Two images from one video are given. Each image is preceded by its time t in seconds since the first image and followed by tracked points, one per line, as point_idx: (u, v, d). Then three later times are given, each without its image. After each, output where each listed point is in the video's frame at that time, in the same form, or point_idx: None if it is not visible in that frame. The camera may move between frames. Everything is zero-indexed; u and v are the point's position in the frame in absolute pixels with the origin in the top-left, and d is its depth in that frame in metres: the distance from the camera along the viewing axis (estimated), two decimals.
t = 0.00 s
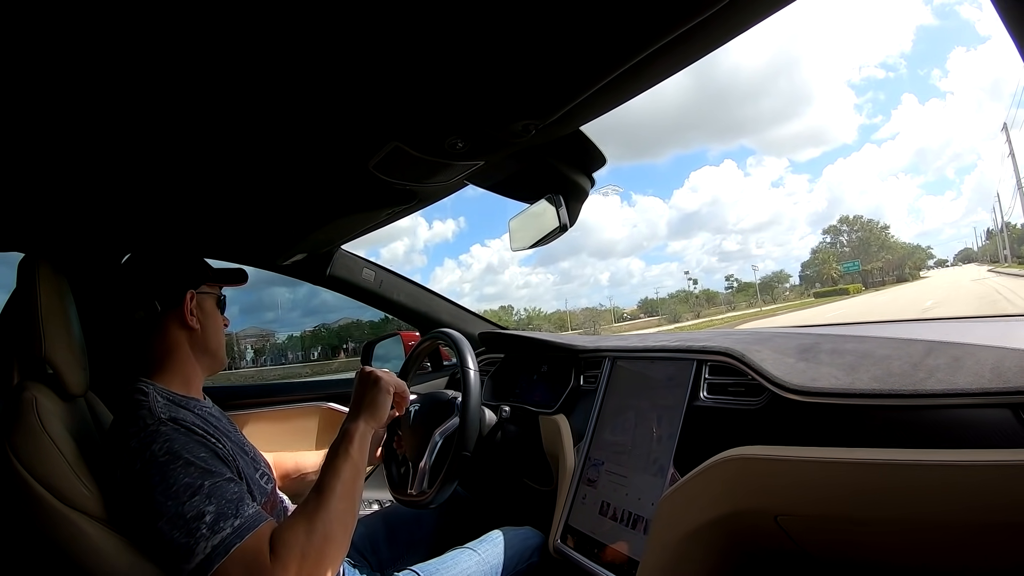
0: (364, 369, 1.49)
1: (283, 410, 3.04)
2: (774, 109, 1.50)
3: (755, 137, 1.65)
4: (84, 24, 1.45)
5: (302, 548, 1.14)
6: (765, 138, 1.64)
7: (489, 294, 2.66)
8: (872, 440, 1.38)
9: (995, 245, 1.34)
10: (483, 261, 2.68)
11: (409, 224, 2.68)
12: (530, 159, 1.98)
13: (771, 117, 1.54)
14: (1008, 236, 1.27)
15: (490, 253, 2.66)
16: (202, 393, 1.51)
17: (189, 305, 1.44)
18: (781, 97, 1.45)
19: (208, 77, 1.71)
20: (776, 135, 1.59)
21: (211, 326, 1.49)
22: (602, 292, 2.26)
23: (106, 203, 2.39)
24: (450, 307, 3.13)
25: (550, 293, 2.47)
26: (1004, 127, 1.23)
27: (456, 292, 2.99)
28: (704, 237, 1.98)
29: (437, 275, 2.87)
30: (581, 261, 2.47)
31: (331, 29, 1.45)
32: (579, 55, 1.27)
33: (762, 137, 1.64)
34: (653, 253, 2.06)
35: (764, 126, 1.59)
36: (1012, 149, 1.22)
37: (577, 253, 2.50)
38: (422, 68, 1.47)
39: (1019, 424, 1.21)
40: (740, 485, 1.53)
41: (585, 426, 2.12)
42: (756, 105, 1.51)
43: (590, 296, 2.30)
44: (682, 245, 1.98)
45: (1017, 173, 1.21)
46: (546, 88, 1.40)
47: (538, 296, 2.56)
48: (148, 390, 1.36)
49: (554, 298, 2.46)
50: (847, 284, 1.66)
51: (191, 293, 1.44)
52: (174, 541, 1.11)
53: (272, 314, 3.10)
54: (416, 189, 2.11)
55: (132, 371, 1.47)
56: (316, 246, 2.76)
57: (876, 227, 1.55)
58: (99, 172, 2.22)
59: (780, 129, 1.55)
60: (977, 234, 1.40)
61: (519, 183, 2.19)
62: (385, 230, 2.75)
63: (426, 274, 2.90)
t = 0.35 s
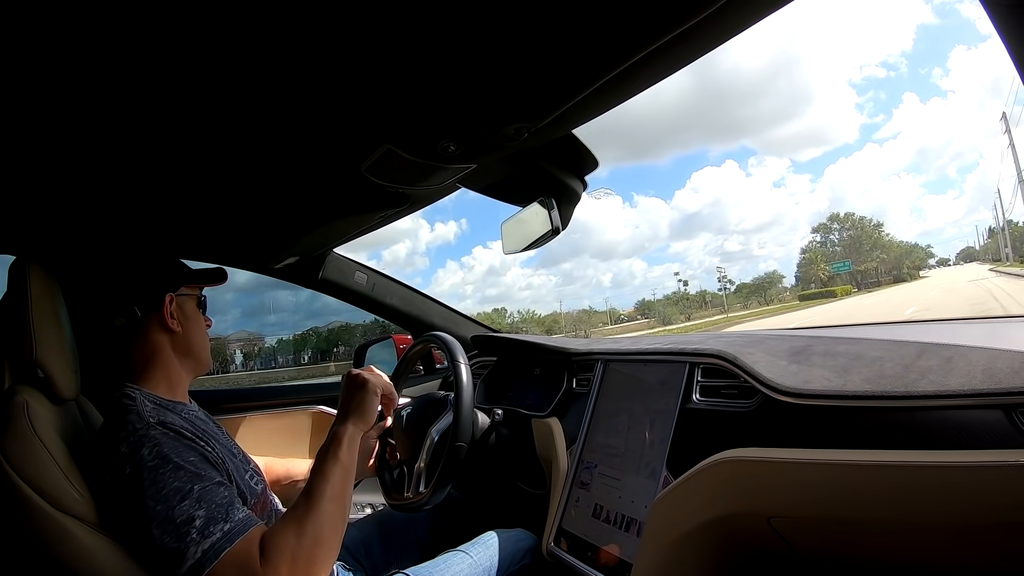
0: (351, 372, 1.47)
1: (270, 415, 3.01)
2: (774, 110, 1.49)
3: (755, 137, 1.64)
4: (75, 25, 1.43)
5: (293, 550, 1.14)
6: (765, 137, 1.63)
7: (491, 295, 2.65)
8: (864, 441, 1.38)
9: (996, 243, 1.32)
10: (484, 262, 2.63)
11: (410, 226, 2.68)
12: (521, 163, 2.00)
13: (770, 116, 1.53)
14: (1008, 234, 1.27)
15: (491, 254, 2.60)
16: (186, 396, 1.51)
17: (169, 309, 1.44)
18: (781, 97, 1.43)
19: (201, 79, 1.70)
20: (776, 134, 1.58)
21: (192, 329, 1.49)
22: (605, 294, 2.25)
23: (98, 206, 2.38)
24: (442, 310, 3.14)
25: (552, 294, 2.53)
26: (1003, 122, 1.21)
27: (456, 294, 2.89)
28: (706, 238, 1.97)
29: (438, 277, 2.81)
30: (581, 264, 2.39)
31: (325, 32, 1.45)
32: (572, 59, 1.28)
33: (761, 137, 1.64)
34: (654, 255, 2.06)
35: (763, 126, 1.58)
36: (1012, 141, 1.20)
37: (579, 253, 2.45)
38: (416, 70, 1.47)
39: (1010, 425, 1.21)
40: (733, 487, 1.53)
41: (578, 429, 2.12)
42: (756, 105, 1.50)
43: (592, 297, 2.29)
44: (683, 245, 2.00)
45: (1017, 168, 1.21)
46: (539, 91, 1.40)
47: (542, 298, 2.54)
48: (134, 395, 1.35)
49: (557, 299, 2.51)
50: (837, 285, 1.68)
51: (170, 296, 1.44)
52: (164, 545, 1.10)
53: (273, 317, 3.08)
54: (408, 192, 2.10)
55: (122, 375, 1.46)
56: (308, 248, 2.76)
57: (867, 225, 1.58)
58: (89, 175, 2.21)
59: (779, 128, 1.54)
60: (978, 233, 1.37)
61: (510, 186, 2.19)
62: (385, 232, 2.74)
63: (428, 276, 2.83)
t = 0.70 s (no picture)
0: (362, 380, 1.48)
1: (260, 417, 3.01)
2: (781, 110, 1.46)
3: (761, 137, 1.59)
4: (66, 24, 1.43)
5: (290, 553, 1.14)
6: (772, 138, 1.58)
7: (498, 295, 2.76)
8: (854, 442, 1.38)
9: (1005, 241, 1.26)
10: (492, 264, 2.71)
11: (416, 226, 2.68)
12: (512, 164, 2.00)
13: (776, 116, 1.50)
14: (1016, 231, 1.20)
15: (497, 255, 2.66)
16: (178, 396, 1.51)
17: (149, 311, 1.41)
18: (787, 96, 1.40)
19: (193, 79, 1.70)
20: (781, 134, 1.55)
21: (178, 329, 1.46)
22: (617, 293, 2.23)
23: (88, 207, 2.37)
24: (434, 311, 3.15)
25: (559, 294, 2.52)
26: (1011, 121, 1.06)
27: (461, 296, 2.86)
28: (713, 237, 1.96)
29: (444, 277, 2.83)
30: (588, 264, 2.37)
31: (317, 32, 1.45)
32: (565, 60, 1.28)
33: (767, 137, 1.60)
34: (661, 254, 2.05)
35: (772, 125, 1.54)
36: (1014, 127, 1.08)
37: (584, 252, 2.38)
38: (409, 71, 1.47)
39: (1001, 425, 1.22)
40: (724, 489, 1.53)
41: (570, 430, 2.12)
42: (750, 106, 1.50)
43: (597, 298, 2.29)
44: (689, 245, 1.99)
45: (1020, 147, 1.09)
46: (532, 92, 1.40)
47: (547, 298, 2.55)
48: (125, 398, 1.35)
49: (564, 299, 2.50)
50: (832, 284, 1.67)
51: (151, 298, 1.41)
52: (156, 548, 1.10)
53: (282, 317, 3.07)
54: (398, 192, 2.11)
55: (112, 377, 1.45)
56: (299, 249, 2.76)
57: (864, 221, 1.55)
58: (78, 176, 2.20)
59: (786, 128, 1.51)
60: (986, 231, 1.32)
61: (503, 188, 2.20)
62: (388, 234, 2.77)
63: (435, 277, 2.86)
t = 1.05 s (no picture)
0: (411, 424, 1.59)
1: (262, 417, 2.92)
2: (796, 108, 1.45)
3: (777, 133, 1.60)
4: (61, 22, 1.42)
5: (309, 550, 1.17)
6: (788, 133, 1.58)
7: (514, 294, 2.67)
8: (849, 443, 1.39)
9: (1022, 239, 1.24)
10: (507, 263, 2.71)
11: (433, 224, 2.68)
12: (508, 166, 2.01)
13: (791, 112, 1.48)
14: None
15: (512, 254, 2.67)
16: (174, 397, 1.51)
17: (148, 310, 1.40)
18: (802, 92, 1.38)
19: (190, 78, 1.69)
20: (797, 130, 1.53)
21: (178, 329, 1.46)
22: (632, 292, 2.11)
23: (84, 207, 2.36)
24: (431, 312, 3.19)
25: (574, 294, 2.40)
26: None
27: (477, 296, 2.79)
28: (728, 235, 1.94)
29: (460, 276, 2.79)
30: (604, 262, 2.25)
31: (316, 31, 1.44)
32: (564, 60, 1.27)
33: (783, 133, 1.59)
34: (677, 252, 2.02)
35: (788, 121, 1.53)
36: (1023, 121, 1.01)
37: (599, 250, 2.26)
38: (407, 71, 1.47)
39: (997, 425, 1.22)
40: (720, 489, 1.53)
41: (566, 430, 2.12)
42: (751, 105, 1.49)
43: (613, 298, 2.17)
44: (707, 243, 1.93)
45: None
46: (531, 92, 1.40)
47: (561, 297, 2.43)
48: (125, 399, 1.34)
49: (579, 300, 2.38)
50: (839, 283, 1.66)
51: (151, 297, 1.40)
52: (162, 546, 1.10)
53: (299, 317, 3.08)
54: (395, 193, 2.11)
55: (108, 377, 1.45)
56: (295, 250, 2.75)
57: (870, 217, 1.56)
58: (74, 176, 2.19)
59: (800, 124, 1.49)
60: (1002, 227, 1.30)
61: (499, 189, 2.21)
62: (400, 230, 2.75)
63: (451, 275, 2.84)
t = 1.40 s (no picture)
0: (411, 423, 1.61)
1: (256, 420, 2.89)
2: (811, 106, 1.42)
3: (792, 130, 1.55)
4: (58, 22, 1.41)
5: (308, 551, 1.19)
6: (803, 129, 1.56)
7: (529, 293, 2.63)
8: (848, 442, 1.39)
9: None
10: (521, 263, 2.66)
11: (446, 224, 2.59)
12: (506, 166, 2.00)
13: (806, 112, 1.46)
14: None
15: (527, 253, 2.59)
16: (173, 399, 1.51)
17: (161, 312, 1.43)
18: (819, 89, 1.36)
19: (189, 78, 1.68)
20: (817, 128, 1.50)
21: (183, 331, 1.49)
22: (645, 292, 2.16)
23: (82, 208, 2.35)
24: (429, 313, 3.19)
25: (588, 293, 2.42)
26: None
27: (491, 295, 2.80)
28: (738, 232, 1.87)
29: (474, 275, 2.78)
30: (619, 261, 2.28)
31: (315, 32, 1.44)
32: (563, 59, 1.27)
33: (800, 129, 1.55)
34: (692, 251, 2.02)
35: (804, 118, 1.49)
36: None
37: (613, 249, 2.24)
38: (406, 71, 1.47)
39: (995, 423, 1.23)
40: (720, 489, 1.53)
41: (566, 431, 2.12)
42: (755, 104, 1.48)
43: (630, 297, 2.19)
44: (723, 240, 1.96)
45: None
46: (529, 92, 1.40)
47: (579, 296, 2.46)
48: (124, 401, 1.34)
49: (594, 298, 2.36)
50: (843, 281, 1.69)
51: (163, 299, 1.43)
52: (160, 548, 1.09)
53: (312, 317, 3.08)
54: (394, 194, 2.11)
55: (107, 378, 1.45)
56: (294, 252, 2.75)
57: (877, 212, 1.55)
58: (72, 178, 2.19)
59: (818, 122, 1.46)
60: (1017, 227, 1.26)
61: (499, 189, 2.20)
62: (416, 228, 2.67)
63: (464, 274, 2.80)
